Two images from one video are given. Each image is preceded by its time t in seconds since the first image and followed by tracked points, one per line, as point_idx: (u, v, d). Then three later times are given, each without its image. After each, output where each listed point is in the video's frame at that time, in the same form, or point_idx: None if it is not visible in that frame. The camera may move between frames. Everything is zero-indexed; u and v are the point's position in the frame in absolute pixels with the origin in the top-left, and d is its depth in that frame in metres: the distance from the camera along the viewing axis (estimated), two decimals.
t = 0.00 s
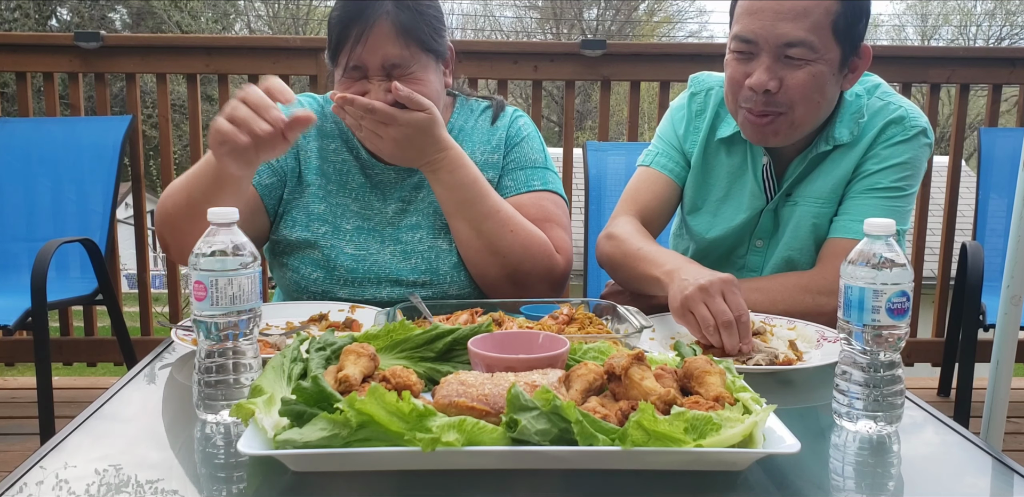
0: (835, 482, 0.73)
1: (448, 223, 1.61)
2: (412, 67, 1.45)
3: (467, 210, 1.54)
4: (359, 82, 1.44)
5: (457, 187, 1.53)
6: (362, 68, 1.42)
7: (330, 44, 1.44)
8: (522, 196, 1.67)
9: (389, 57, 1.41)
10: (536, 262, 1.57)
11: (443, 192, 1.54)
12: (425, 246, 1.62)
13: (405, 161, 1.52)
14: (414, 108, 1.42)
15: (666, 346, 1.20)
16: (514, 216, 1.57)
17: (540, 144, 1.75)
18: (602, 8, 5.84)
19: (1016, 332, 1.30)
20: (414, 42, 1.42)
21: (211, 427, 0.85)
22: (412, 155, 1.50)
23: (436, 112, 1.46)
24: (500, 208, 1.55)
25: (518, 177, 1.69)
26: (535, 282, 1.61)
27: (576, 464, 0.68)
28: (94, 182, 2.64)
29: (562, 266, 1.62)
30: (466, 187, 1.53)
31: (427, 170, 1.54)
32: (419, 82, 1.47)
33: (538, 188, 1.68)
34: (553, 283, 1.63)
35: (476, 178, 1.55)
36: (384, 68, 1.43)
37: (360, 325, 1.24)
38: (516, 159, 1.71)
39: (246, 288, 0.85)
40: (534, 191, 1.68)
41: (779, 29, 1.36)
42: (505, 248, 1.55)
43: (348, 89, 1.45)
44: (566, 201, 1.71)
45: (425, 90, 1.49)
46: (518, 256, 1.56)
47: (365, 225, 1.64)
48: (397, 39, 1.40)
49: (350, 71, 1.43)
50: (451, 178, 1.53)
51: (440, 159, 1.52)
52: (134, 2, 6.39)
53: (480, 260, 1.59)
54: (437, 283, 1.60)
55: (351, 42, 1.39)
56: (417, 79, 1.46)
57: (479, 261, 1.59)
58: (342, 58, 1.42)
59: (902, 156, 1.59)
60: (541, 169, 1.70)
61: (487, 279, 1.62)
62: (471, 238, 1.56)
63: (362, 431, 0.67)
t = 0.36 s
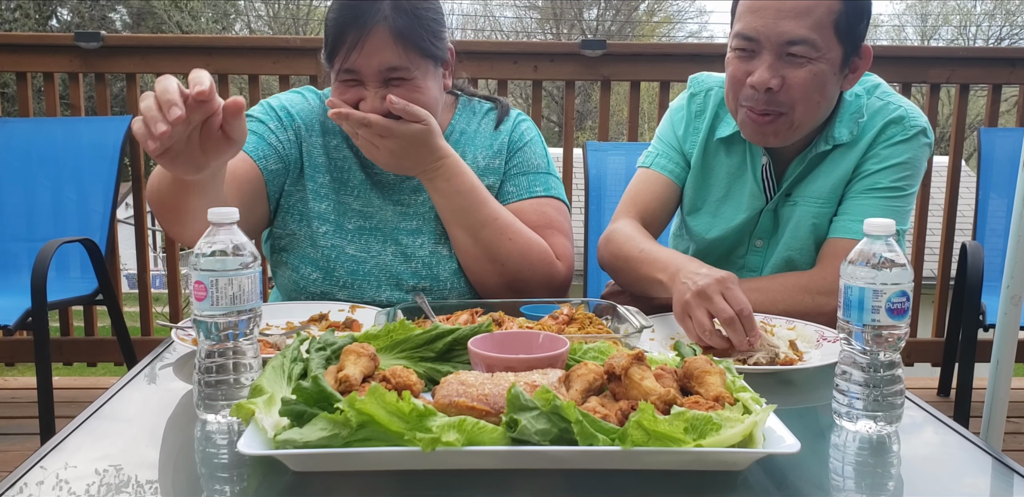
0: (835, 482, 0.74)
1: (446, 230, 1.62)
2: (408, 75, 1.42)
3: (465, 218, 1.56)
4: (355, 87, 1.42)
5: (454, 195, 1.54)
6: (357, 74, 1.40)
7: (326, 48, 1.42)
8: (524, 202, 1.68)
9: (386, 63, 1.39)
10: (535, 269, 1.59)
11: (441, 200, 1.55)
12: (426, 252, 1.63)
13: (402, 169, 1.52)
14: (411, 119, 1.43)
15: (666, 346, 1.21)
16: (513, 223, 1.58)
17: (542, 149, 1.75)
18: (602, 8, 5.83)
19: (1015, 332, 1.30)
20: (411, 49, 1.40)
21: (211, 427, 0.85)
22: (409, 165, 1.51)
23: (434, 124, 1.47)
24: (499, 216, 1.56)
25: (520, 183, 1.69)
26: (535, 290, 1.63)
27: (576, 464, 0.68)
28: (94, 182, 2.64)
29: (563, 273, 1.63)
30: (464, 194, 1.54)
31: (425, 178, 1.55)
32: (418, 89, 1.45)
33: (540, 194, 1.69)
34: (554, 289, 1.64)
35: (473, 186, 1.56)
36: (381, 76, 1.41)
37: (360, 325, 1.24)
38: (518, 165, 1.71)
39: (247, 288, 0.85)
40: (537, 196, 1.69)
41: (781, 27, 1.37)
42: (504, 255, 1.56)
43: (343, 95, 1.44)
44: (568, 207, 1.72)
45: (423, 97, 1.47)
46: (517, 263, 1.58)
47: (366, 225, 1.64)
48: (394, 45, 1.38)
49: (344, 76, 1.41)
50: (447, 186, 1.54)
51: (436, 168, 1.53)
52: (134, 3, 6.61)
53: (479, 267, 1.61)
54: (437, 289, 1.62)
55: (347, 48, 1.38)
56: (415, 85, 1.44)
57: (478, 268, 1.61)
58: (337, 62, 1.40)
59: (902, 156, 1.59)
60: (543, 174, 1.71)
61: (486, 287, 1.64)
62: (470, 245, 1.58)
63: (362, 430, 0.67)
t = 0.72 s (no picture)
0: (835, 482, 0.73)
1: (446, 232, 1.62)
2: (408, 78, 1.42)
3: (465, 220, 1.56)
4: (354, 89, 1.42)
5: (455, 197, 1.54)
6: (356, 77, 1.40)
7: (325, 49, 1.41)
8: (524, 204, 1.68)
9: (385, 66, 1.38)
10: (536, 273, 1.59)
11: (441, 203, 1.55)
12: (427, 256, 1.62)
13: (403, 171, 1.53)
14: (411, 122, 1.43)
15: (666, 346, 1.20)
16: (513, 226, 1.58)
17: (542, 149, 1.75)
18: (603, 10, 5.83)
19: (1016, 332, 1.29)
20: (410, 51, 1.39)
21: (210, 427, 0.85)
22: (410, 168, 1.51)
23: (434, 126, 1.48)
24: (501, 219, 1.56)
25: (520, 183, 1.69)
26: (535, 293, 1.62)
27: (576, 464, 0.67)
28: (94, 182, 2.64)
29: (564, 276, 1.63)
30: (465, 197, 1.54)
31: (425, 180, 1.55)
32: (417, 91, 1.44)
33: (541, 195, 1.68)
34: (554, 292, 1.64)
35: (474, 189, 1.56)
36: (380, 79, 1.41)
37: (360, 325, 1.24)
38: (518, 165, 1.71)
39: (245, 290, 0.85)
40: (537, 197, 1.68)
41: (792, 25, 1.37)
42: (506, 258, 1.56)
43: (343, 98, 1.44)
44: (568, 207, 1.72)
45: (423, 98, 1.47)
46: (519, 267, 1.58)
47: (366, 228, 1.64)
48: (393, 47, 1.37)
49: (344, 79, 1.41)
50: (448, 190, 1.54)
51: (437, 171, 1.53)
52: None
53: (479, 270, 1.61)
54: (437, 293, 1.61)
55: (346, 51, 1.37)
56: (413, 88, 1.44)
57: (478, 271, 1.61)
58: (336, 64, 1.39)
59: (904, 157, 1.59)
60: (543, 174, 1.70)
61: (486, 290, 1.64)
62: (470, 248, 1.58)
63: (362, 431, 0.67)
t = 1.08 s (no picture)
0: (835, 482, 0.73)
1: (445, 228, 1.62)
2: (408, 68, 1.43)
3: (464, 215, 1.55)
4: (355, 79, 1.43)
5: (454, 192, 1.54)
6: (358, 66, 1.40)
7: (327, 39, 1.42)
8: (524, 201, 1.68)
9: (386, 55, 1.39)
10: (534, 270, 1.58)
11: (440, 197, 1.55)
12: (424, 251, 1.62)
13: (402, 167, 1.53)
14: (410, 113, 1.43)
15: (665, 346, 1.21)
16: (512, 222, 1.58)
17: (542, 147, 1.75)
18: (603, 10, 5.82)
19: (1015, 332, 1.30)
20: (411, 41, 1.41)
21: (211, 426, 0.85)
22: (409, 162, 1.51)
23: (433, 119, 1.48)
24: (498, 214, 1.56)
25: (520, 181, 1.69)
26: (534, 290, 1.62)
27: (576, 464, 0.68)
28: (95, 182, 2.64)
29: (563, 272, 1.63)
30: (463, 192, 1.54)
31: (424, 175, 1.55)
32: (417, 83, 1.45)
33: (540, 193, 1.69)
34: (553, 289, 1.64)
35: (474, 184, 1.56)
36: (381, 69, 1.41)
37: (360, 325, 1.24)
38: (518, 163, 1.71)
39: (233, 255, 0.92)
40: (536, 196, 1.68)
41: (797, 22, 1.37)
42: (504, 255, 1.56)
43: (343, 89, 1.44)
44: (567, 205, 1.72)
45: (423, 91, 1.48)
46: (516, 263, 1.57)
47: (365, 225, 1.64)
48: (394, 37, 1.38)
49: (346, 69, 1.41)
50: (447, 184, 1.54)
51: (437, 165, 1.53)
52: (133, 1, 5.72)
53: (479, 267, 1.60)
54: (435, 288, 1.62)
55: (347, 40, 1.38)
56: (413, 79, 1.44)
57: (477, 268, 1.61)
58: (338, 54, 1.40)
59: (903, 157, 1.59)
60: (543, 173, 1.71)
61: (485, 286, 1.64)
62: (469, 244, 1.58)
63: (362, 430, 0.67)
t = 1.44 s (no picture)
0: (835, 482, 0.73)
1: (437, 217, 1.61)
2: (397, 49, 1.43)
3: (453, 202, 1.55)
4: (345, 63, 1.42)
5: (442, 180, 1.54)
6: (348, 49, 1.40)
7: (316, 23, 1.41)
8: (517, 193, 1.67)
9: (375, 37, 1.39)
10: (524, 257, 1.55)
11: (429, 185, 1.55)
12: (415, 239, 1.62)
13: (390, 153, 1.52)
14: (396, 99, 1.43)
15: (665, 346, 1.21)
16: (502, 210, 1.56)
17: (536, 141, 1.75)
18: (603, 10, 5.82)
19: (1016, 332, 1.30)
20: (400, 24, 1.41)
21: (210, 425, 0.85)
22: (397, 149, 1.50)
23: (419, 105, 1.47)
24: (486, 201, 1.55)
25: (512, 173, 1.69)
26: (524, 278, 1.59)
27: (576, 464, 0.68)
28: (94, 182, 2.64)
29: (553, 261, 1.60)
30: (452, 180, 1.54)
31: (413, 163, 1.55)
32: (405, 65, 1.46)
33: (533, 185, 1.68)
34: (544, 279, 1.61)
35: (463, 172, 1.56)
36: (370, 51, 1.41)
37: (360, 325, 1.24)
38: (511, 156, 1.71)
39: (258, 139, 0.96)
40: (529, 187, 1.68)
41: (804, 17, 1.36)
42: (492, 240, 1.54)
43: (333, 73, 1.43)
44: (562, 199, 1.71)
45: (411, 74, 1.48)
46: (505, 252, 1.55)
47: (359, 215, 1.64)
48: (383, 18, 1.38)
49: (336, 52, 1.40)
50: (435, 171, 1.54)
51: (424, 152, 1.53)
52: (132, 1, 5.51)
53: (470, 256, 1.59)
54: (426, 276, 1.61)
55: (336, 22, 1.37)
56: (402, 61, 1.45)
57: (467, 255, 1.59)
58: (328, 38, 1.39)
59: (903, 156, 1.59)
60: (537, 166, 1.70)
61: (477, 275, 1.62)
62: (459, 232, 1.57)
63: (362, 430, 0.67)
